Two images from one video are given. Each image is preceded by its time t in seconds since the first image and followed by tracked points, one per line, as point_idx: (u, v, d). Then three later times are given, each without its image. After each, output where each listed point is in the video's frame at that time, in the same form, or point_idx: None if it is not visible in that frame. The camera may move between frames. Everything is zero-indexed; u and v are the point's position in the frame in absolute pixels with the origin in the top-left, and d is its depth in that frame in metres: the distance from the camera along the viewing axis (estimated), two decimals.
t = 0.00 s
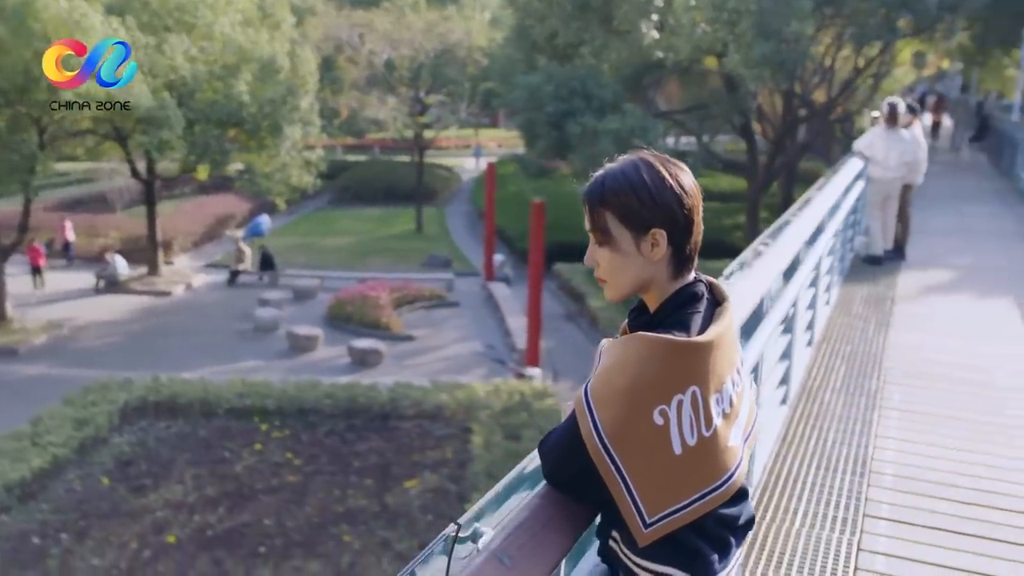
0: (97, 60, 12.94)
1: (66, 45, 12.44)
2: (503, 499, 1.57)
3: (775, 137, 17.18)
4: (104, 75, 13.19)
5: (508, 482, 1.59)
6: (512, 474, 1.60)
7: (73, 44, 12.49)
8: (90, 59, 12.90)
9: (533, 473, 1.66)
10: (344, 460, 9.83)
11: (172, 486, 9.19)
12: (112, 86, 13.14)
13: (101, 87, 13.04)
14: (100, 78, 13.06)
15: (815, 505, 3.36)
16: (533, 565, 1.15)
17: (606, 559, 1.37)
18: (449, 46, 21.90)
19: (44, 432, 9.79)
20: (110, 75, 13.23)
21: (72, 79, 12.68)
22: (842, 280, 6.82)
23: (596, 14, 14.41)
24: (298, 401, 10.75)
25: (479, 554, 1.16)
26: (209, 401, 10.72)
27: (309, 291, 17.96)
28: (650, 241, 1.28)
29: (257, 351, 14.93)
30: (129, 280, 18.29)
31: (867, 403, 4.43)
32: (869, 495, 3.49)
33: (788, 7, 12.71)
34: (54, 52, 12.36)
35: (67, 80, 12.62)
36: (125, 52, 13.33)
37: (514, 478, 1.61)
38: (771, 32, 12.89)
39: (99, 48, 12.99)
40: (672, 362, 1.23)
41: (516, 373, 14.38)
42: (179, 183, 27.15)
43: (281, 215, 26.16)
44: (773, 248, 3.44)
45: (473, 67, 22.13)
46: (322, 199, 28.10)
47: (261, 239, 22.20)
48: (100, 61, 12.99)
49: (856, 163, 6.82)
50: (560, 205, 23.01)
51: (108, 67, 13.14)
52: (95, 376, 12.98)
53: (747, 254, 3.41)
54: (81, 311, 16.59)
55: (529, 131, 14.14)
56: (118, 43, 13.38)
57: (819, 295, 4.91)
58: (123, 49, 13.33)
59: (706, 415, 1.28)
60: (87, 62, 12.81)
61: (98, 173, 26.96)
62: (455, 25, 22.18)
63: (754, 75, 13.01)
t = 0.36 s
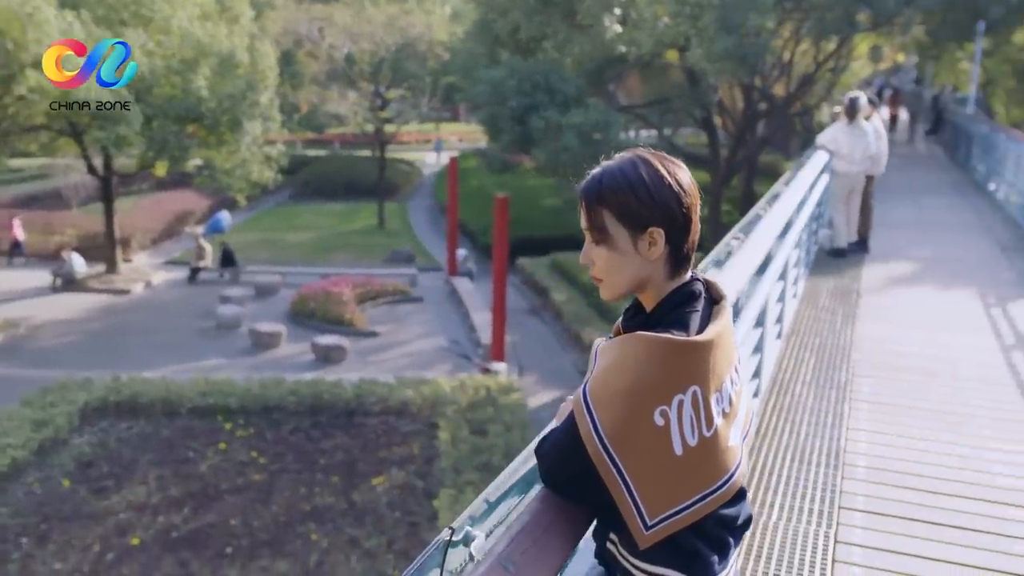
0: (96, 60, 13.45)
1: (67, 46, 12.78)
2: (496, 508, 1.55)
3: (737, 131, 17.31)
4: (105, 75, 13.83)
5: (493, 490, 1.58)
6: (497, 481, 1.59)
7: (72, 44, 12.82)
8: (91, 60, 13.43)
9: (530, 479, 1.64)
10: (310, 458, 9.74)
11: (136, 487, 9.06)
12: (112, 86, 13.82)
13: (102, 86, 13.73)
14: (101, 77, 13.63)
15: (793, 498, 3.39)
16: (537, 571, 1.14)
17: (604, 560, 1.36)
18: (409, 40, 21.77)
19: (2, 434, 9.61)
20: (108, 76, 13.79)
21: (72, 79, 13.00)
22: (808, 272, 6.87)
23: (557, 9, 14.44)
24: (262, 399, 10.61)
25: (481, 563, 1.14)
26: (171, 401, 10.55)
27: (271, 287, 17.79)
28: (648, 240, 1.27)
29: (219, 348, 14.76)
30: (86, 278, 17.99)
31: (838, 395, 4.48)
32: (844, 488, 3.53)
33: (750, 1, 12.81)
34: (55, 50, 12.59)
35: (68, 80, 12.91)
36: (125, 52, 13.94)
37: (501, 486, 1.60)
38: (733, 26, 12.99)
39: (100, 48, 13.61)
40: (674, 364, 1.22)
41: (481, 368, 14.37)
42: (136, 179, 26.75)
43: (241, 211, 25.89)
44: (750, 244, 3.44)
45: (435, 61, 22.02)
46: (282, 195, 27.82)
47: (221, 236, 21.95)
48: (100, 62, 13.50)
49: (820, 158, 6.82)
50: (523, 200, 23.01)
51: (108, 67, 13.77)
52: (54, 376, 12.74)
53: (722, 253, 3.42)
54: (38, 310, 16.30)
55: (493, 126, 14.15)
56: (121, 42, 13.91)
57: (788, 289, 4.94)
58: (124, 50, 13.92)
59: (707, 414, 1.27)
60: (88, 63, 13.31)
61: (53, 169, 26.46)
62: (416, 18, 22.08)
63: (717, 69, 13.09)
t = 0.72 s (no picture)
0: (97, 60, 13.99)
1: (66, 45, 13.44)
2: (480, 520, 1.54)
3: (694, 129, 17.42)
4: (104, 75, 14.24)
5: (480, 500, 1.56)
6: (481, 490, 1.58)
7: (72, 44, 13.49)
8: (91, 60, 13.90)
9: (517, 486, 1.63)
10: (271, 461, 9.62)
11: (93, 494, 8.90)
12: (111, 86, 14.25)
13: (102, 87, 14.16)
14: (99, 77, 14.08)
15: (765, 495, 3.40)
16: None
17: (595, 565, 1.34)
18: (365, 38, 21.60)
19: None
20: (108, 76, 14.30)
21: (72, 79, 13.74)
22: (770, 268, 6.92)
23: (515, 6, 14.40)
24: (221, 401, 10.41)
25: None
26: (128, 405, 10.30)
27: (228, 288, 17.58)
28: (640, 242, 1.26)
29: (175, 351, 14.55)
30: (37, 281, 17.63)
31: (805, 391, 4.51)
32: (814, 483, 3.56)
33: None
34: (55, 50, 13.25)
35: (67, 80, 13.59)
36: (124, 52, 14.25)
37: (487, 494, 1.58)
38: (690, 24, 13.09)
39: (99, 48, 13.96)
40: (670, 368, 1.20)
41: (442, 368, 14.32)
42: (87, 179, 26.27)
43: (195, 211, 25.57)
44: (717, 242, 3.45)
45: (391, 59, 21.87)
46: (237, 194, 27.48)
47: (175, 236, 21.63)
48: (100, 62, 13.98)
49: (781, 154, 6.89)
50: (481, 198, 22.96)
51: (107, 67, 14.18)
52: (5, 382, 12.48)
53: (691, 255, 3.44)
54: None
55: (452, 124, 14.18)
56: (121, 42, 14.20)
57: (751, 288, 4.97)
58: (124, 49, 14.18)
59: (702, 417, 1.26)
60: (87, 63, 13.87)
61: None
62: (372, 16, 21.93)
63: (674, 67, 13.16)
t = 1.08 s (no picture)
0: (96, 60, 14.14)
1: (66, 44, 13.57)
2: (467, 528, 1.53)
3: (649, 127, 17.49)
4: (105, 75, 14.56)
5: (461, 512, 1.57)
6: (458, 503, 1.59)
7: (72, 44, 13.63)
8: (92, 60, 14.10)
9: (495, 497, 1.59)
10: (229, 465, 9.50)
11: (46, 502, 8.74)
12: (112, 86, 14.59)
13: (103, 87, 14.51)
14: (99, 77, 14.36)
15: (734, 492, 3.41)
16: None
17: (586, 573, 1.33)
18: (319, 36, 21.38)
19: None
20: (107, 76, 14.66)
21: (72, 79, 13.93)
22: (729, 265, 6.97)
23: (470, 5, 14.38)
24: (177, 406, 10.07)
25: None
26: (81, 411, 9.92)
27: (181, 291, 17.33)
28: (632, 244, 1.26)
29: (129, 355, 14.31)
30: None
31: (770, 388, 4.55)
32: (782, 479, 3.59)
33: None
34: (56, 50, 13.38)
35: (67, 79, 13.85)
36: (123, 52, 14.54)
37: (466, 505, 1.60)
38: (646, 23, 13.15)
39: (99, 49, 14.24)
40: (664, 372, 1.20)
41: (401, 368, 14.25)
42: (34, 180, 25.71)
43: (147, 213, 25.16)
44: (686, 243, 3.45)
45: (345, 58, 21.67)
46: (189, 195, 27.07)
47: (126, 238, 21.27)
48: (99, 62, 14.20)
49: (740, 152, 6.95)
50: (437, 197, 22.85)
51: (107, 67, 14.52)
52: None
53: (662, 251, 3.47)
54: None
55: (409, 123, 14.16)
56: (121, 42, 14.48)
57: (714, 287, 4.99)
58: (123, 48, 14.50)
59: (696, 421, 1.26)
60: (87, 63, 14.04)
61: None
62: (325, 14, 21.72)
63: (630, 66, 13.25)
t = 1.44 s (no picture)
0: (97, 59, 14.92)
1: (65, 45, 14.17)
2: (451, 541, 1.56)
3: (604, 126, 17.53)
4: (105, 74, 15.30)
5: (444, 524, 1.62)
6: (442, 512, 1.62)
7: (72, 44, 14.26)
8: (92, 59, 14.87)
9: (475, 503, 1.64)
10: (185, 470, 9.35)
11: None
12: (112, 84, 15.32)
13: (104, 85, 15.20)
14: (99, 76, 15.10)
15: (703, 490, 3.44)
16: None
17: None
18: (271, 35, 21.12)
19: None
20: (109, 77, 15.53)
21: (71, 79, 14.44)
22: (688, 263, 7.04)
23: (425, 2, 14.21)
24: (131, 410, 9.87)
25: None
26: (31, 417, 9.71)
27: (133, 294, 17.03)
28: (622, 246, 1.26)
29: (80, 360, 14.03)
30: None
31: (735, 385, 4.59)
32: (750, 476, 3.62)
33: None
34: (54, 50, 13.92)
35: (68, 78, 14.41)
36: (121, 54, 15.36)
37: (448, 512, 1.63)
38: (602, 21, 13.18)
39: (98, 48, 15.07)
40: (658, 376, 1.20)
41: (359, 368, 14.14)
42: None
43: (95, 215, 24.70)
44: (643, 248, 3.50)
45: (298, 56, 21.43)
46: (139, 196, 26.62)
47: (75, 241, 20.86)
48: (100, 61, 15.00)
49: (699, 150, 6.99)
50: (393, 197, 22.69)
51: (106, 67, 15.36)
52: None
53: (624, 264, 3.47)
54: None
55: (364, 122, 14.12)
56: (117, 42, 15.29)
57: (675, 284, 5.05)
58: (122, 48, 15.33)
59: (690, 425, 1.25)
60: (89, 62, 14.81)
61: None
62: (277, 13, 21.44)
63: (587, 64, 13.27)
